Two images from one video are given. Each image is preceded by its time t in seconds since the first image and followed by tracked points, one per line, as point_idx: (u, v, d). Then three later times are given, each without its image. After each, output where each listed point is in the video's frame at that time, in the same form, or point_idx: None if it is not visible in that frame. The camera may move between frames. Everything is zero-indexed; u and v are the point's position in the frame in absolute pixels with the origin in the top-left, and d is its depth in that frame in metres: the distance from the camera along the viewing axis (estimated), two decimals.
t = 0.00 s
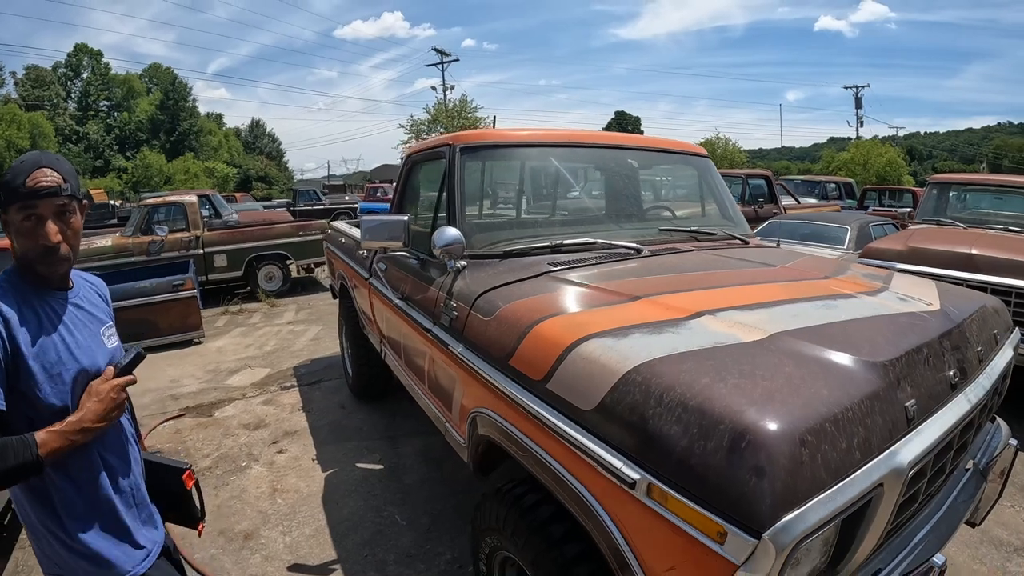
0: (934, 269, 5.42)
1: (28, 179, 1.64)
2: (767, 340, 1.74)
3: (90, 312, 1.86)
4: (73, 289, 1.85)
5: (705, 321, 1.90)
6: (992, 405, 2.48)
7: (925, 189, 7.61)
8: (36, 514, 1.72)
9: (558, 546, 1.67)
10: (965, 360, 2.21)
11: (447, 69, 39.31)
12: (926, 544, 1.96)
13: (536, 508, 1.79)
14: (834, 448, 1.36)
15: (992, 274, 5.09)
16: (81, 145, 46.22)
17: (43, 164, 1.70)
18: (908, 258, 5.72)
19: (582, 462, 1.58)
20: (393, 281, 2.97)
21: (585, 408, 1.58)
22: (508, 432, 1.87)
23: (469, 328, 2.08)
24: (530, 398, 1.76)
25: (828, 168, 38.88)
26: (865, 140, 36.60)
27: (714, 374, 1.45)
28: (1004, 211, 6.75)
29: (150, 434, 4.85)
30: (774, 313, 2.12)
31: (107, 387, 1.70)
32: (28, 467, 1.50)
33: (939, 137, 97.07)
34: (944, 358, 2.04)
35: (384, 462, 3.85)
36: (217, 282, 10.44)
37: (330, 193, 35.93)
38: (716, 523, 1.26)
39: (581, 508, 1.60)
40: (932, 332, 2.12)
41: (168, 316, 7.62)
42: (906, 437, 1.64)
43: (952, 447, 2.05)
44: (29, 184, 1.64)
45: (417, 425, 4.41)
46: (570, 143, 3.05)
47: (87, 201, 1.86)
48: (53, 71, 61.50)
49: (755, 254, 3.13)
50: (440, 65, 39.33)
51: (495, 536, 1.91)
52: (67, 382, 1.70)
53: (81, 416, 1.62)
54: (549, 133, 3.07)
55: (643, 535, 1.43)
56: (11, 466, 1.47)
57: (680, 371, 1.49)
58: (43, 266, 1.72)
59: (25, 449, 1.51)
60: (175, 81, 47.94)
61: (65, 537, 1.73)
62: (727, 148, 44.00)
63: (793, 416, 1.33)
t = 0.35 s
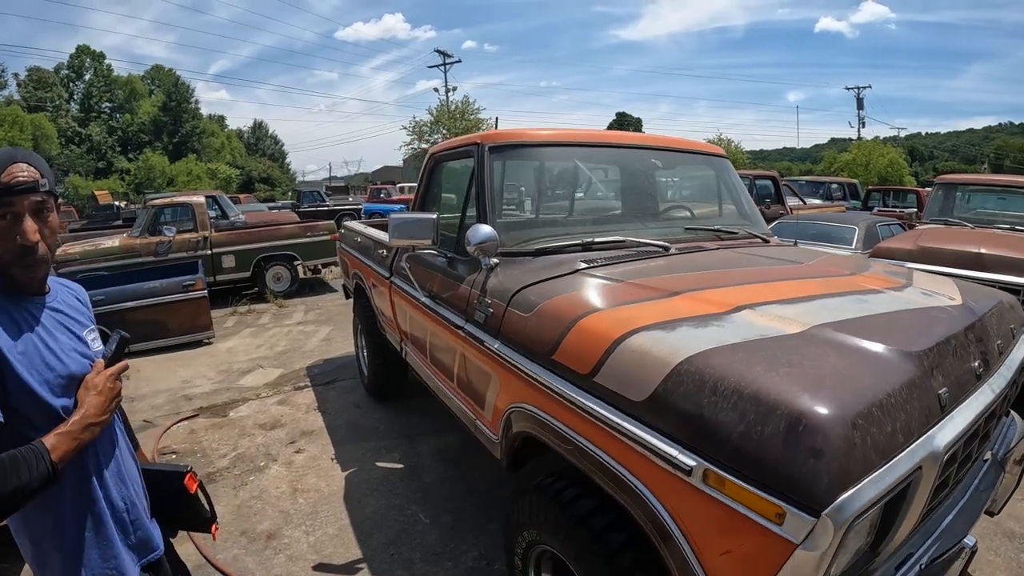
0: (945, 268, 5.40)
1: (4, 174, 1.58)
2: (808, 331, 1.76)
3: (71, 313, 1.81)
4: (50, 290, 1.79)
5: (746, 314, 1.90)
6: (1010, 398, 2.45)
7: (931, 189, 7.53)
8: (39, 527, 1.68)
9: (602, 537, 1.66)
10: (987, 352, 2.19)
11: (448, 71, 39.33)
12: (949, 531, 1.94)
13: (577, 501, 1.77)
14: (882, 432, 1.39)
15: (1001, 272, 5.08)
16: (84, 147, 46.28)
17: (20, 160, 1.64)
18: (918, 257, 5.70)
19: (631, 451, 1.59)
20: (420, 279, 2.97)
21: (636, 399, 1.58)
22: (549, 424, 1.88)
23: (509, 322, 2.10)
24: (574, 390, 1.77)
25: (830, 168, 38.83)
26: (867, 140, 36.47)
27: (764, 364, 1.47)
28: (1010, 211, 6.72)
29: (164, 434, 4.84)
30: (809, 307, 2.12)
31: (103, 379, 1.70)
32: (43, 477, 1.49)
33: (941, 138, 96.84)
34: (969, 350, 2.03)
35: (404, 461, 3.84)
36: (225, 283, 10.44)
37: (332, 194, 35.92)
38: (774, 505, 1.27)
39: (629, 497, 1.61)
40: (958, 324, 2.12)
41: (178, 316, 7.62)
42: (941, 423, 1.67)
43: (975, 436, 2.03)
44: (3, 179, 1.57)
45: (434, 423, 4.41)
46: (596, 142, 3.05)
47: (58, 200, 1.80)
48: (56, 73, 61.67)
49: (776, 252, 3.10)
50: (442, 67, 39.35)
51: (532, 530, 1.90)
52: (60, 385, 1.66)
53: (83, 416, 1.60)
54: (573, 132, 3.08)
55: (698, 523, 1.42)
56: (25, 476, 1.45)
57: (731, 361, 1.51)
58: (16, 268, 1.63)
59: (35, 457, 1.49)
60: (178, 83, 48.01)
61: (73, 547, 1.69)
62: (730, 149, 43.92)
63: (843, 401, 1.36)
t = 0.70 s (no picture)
0: (959, 267, 5.40)
1: (44, 177, 1.47)
2: (852, 322, 1.77)
3: (56, 338, 1.62)
4: (33, 311, 1.59)
5: (791, 308, 1.91)
6: None
7: (939, 189, 7.48)
8: None
9: (655, 524, 1.65)
10: (1010, 344, 2.18)
11: (451, 71, 39.36)
12: (976, 516, 1.92)
13: (629, 489, 1.76)
14: (929, 413, 1.42)
15: (1012, 271, 5.08)
16: (87, 146, 46.31)
17: (32, 158, 1.50)
18: (924, 257, 5.68)
19: (685, 437, 1.59)
20: (454, 276, 3.01)
21: (695, 387, 1.59)
22: (597, 414, 1.89)
23: (554, 316, 2.12)
24: (625, 379, 1.78)
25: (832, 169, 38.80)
26: (869, 142, 36.30)
27: (818, 351, 1.49)
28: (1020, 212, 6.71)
29: (183, 433, 4.81)
30: (851, 300, 2.12)
31: (94, 417, 1.52)
32: (21, 524, 1.31)
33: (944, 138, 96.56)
34: (995, 341, 2.02)
35: (428, 459, 3.84)
36: (235, 282, 10.45)
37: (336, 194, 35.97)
38: (835, 483, 1.28)
39: (681, 483, 1.61)
40: (985, 318, 2.13)
41: (191, 315, 7.63)
42: (977, 407, 1.69)
43: (1000, 425, 2.00)
44: (39, 182, 1.46)
45: (454, 421, 4.41)
46: (626, 142, 3.06)
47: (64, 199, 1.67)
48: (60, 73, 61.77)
49: (802, 251, 3.06)
50: (445, 67, 39.37)
51: (580, 520, 1.89)
52: (42, 423, 1.45)
53: (67, 457, 1.42)
54: (604, 131, 3.08)
55: (758, 506, 1.42)
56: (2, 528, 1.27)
57: (785, 349, 1.52)
58: (42, 277, 1.52)
59: (13, 504, 1.30)
60: (181, 83, 48.04)
61: None
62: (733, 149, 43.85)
63: (895, 384, 1.38)
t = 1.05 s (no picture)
0: (963, 267, 5.41)
1: (32, 168, 1.29)
2: (872, 317, 1.77)
3: (27, 332, 1.43)
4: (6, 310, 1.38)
5: (811, 303, 1.90)
6: None
7: (941, 189, 7.47)
8: None
9: (679, 517, 1.65)
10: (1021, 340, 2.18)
11: (451, 71, 39.36)
12: (988, 507, 1.90)
13: (654, 484, 1.75)
14: (950, 404, 1.42)
15: (1016, 271, 5.09)
16: (87, 146, 46.23)
17: (17, 146, 1.30)
18: (928, 256, 5.68)
19: (709, 429, 1.59)
20: (470, 274, 3.01)
21: (721, 380, 1.58)
22: (619, 408, 1.89)
23: (574, 313, 2.13)
24: (650, 373, 1.78)
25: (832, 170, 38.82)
26: (869, 143, 36.29)
27: (842, 345, 1.49)
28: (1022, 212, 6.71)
29: (191, 433, 4.79)
30: (870, 297, 2.12)
31: (77, 407, 1.37)
32: (28, 534, 1.17)
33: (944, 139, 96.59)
34: (1007, 337, 2.02)
35: (439, 458, 3.84)
36: (238, 281, 10.43)
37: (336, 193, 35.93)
38: (862, 471, 1.28)
39: (704, 475, 1.61)
40: (997, 314, 2.13)
41: (196, 314, 7.62)
42: (993, 400, 1.70)
43: (1012, 417, 1.99)
44: (29, 175, 1.27)
45: (463, 420, 4.40)
46: (639, 141, 3.07)
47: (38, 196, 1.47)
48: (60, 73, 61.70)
49: (814, 249, 3.04)
50: (446, 67, 39.36)
51: (602, 515, 1.88)
52: (32, 423, 1.29)
53: (59, 455, 1.27)
54: (616, 130, 3.08)
55: (787, 498, 1.41)
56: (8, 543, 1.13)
57: (809, 342, 1.52)
58: (25, 280, 1.31)
59: (16, 516, 1.16)
60: (181, 82, 47.98)
61: None
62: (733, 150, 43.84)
63: (917, 375, 1.39)
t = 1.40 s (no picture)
0: (960, 267, 5.45)
1: (42, 169, 1.28)
2: (870, 317, 1.80)
3: (35, 331, 1.44)
4: (13, 310, 1.38)
5: (811, 304, 1.93)
6: None
7: (939, 190, 7.50)
8: None
9: (682, 514, 1.68)
10: (1016, 339, 2.21)
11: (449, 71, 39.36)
12: (986, 504, 1.93)
13: (657, 482, 1.78)
14: (947, 402, 1.45)
15: (1013, 271, 5.12)
16: (85, 146, 46.14)
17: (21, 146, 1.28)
18: (926, 256, 5.71)
19: (712, 427, 1.61)
20: (472, 274, 3.03)
21: (723, 380, 1.61)
22: (622, 407, 1.92)
23: (577, 313, 2.15)
24: (652, 373, 1.81)
25: (830, 170, 38.90)
26: (867, 143, 36.37)
27: (841, 345, 1.52)
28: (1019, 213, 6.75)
29: (192, 433, 4.80)
30: (868, 297, 2.15)
31: (100, 419, 1.39)
32: (35, 542, 1.18)
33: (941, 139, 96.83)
34: (1003, 336, 2.06)
35: (440, 457, 3.86)
36: (238, 281, 10.43)
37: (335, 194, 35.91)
38: (861, 467, 1.31)
39: (707, 473, 1.64)
40: (992, 314, 2.17)
41: (197, 314, 7.64)
42: (989, 398, 1.72)
43: (1008, 416, 2.02)
44: (37, 174, 1.26)
45: (464, 419, 4.43)
46: (639, 143, 3.10)
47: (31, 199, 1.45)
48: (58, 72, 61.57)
49: (812, 250, 3.07)
50: (444, 67, 39.36)
51: (605, 513, 1.90)
52: (46, 422, 1.30)
53: (76, 465, 1.29)
54: (616, 132, 3.11)
55: (789, 495, 1.43)
56: (17, 548, 1.14)
57: (810, 342, 1.55)
58: (31, 279, 1.29)
59: (25, 522, 1.17)
60: (179, 82, 47.91)
61: None
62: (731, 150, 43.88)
63: (915, 374, 1.42)
